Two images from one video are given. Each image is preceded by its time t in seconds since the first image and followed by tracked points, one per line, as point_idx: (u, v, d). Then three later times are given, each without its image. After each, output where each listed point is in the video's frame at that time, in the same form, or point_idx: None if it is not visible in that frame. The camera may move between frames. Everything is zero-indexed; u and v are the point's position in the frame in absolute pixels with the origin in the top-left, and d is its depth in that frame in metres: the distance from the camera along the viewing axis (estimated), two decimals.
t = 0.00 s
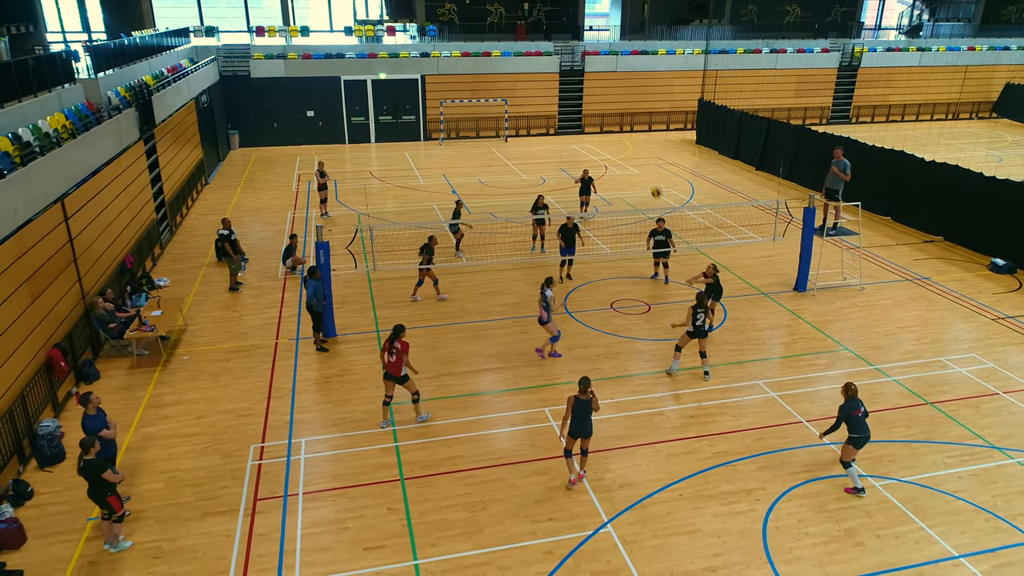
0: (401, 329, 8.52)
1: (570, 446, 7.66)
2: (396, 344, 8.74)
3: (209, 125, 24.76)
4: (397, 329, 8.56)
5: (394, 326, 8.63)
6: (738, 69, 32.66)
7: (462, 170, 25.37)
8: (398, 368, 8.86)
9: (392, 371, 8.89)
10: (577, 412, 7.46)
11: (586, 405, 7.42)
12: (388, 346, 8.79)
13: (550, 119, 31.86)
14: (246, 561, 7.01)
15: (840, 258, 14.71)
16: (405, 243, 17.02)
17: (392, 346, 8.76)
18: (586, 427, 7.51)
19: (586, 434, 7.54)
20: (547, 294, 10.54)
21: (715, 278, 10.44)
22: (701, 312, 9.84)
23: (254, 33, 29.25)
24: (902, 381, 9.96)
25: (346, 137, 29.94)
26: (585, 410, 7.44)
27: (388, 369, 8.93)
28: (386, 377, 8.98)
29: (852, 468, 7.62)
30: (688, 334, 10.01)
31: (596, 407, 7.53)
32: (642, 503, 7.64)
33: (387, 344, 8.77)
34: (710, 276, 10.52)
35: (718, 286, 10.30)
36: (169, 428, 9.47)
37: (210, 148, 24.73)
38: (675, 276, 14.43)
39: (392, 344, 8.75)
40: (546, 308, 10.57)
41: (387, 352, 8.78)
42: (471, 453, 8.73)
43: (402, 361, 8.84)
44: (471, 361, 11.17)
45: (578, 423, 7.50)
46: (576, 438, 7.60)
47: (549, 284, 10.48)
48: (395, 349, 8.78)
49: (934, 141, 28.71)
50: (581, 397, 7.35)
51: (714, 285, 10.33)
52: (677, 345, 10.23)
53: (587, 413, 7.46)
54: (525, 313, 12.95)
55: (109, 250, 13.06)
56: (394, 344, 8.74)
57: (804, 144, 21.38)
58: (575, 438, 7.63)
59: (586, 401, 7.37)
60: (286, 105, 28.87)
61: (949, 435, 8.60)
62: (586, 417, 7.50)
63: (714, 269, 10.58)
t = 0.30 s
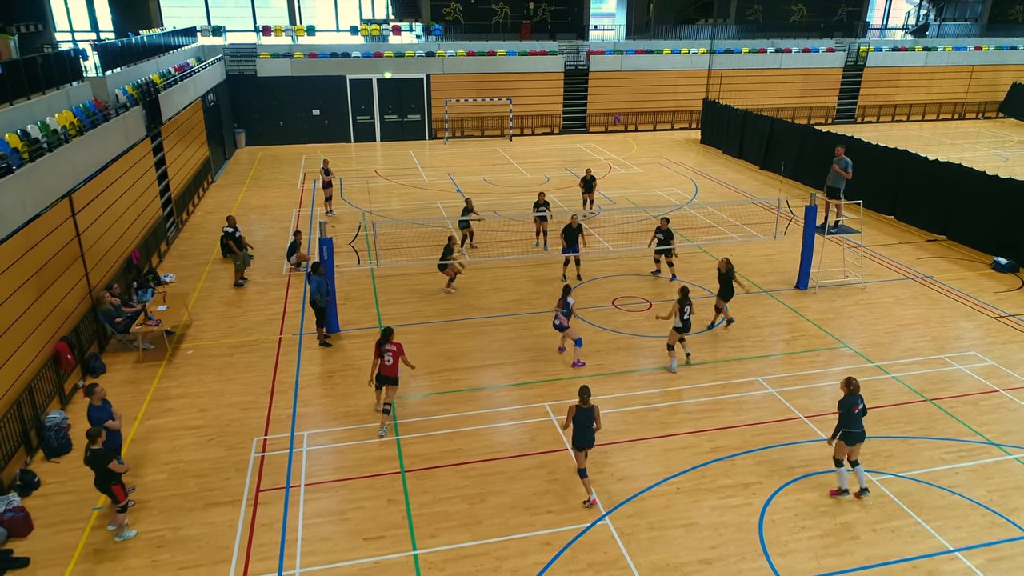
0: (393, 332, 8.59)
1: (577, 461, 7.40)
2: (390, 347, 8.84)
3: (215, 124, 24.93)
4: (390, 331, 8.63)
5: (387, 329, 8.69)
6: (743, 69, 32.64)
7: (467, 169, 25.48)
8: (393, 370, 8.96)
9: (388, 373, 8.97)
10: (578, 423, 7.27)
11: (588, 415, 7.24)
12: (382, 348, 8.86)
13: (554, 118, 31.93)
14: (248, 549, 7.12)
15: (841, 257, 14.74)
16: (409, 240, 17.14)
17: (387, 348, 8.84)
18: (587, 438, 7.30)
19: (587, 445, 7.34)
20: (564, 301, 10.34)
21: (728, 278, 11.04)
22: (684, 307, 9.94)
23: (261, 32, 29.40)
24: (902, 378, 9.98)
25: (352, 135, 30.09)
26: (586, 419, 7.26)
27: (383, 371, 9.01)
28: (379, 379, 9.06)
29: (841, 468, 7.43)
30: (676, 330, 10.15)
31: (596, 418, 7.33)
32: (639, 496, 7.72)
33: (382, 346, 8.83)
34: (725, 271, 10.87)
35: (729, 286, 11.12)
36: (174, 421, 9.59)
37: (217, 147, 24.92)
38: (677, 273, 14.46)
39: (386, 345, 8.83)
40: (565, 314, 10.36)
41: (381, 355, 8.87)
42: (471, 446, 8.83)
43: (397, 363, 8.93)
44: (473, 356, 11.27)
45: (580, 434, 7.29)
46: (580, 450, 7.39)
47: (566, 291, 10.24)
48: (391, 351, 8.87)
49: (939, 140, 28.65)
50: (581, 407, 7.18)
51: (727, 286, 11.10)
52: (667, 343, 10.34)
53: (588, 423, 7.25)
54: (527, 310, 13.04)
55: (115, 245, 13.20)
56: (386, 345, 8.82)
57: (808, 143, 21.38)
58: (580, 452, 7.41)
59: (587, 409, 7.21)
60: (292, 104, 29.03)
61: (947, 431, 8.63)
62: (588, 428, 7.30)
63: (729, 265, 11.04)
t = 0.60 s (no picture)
0: (392, 318, 8.85)
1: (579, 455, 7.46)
2: (388, 333, 9.08)
3: (225, 122, 25.15)
4: (389, 319, 8.89)
5: (385, 316, 8.92)
6: (751, 69, 32.60)
7: (475, 168, 25.60)
8: (393, 354, 9.25)
9: (388, 357, 9.28)
10: (579, 418, 7.27)
11: (589, 410, 7.24)
12: (382, 333, 9.11)
13: (562, 118, 32.00)
14: (252, 539, 7.25)
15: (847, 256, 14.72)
16: (416, 238, 17.26)
17: (387, 333, 9.08)
18: (588, 433, 7.33)
19: (588, 441, 7.38)
20: (558, 284, 10.53)
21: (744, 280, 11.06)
22: (676, 298, 10.19)
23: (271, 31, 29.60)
24: (905, 376, 9.99)
25: (360, 134, 30.28)
26: (587, 415, 7.26)
27: (384, 355, 9.31)
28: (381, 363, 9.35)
29: (818, 482, 7.25)
30: (675, 320, 10.45)
31: (597, 412, 7.35)
32: (639, 490, 7.78)
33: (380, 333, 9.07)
34: (740, 271, 10.91)
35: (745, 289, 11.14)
36: (182, 413, 9.73)
37: (227, 145, 25.15)
38: (682, 272, 14.50)
39: (386, 331, 9.08)
40: (564, 298, 10.62)
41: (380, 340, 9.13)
42: (474, 440, 8.92)
43: (396, 348, 9.22)
44: (478, 352, 11.35)
45: (581, 429, 7.31)
46: (580, 444, 7.42)
47: (561, 276, 10.43)
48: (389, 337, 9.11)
49: (949, 140, 28.51)
50: (582, 403, 7.17)
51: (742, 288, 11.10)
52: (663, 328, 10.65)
53: (589, 418, 7.27)
54: (531, 307, 13.12)
55: (126, 241, 13.39)
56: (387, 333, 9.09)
57: (816, 143, 21.35)
58: (580, 447, 7.44)
59: (588, 405, 7.20)
60: (302, 103, 29.24)
61: (948, 429, 8.64)
62: (589, 423, 7.33)
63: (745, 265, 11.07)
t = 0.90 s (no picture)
0: (421, 302, 9.55)
1: (576, 443, 7.59)
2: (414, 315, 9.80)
3: (237, 121, 25.41)
4: (419, 303, 9.56)
5: (415, 300, 9.61)
6: (761, 69, 32.51)
7: (483, 166, 25.72)
8: (415, 334, 9.98)
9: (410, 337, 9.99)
10: (576, 407, 7.42)
11: (586, 398, 7.40)
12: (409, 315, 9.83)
13: (571, 117, 32.05)
14: (258, 527, 7.38)
15: (853, 256, 14.70)
16: (423, 235, 17.40)
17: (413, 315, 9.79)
18: (585, 423, 7.45)
19: (585, 430, 7.49)
20: (549, 272, 11.57)
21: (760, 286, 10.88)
22: (680, 287, 10.49)
23: (282, 30, 29.84)
24: (908, 375, 10.00)
25: (370, 133, 30.48)
26: (584, 404, 7.42)
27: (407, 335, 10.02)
28: (405, 343, 10.09)
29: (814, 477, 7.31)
30: (678, 311, 10.73)
31: (594, 402, 7.51)
32: (640, 484, 7.85)
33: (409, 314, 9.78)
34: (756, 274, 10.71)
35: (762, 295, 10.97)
36: (190, 405, 9.90)
37: (238, 143, 25.40)
38: (687, 270, 14.53)
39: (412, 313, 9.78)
40: (553, 286, 11.66)
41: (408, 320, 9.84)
42: (477, 434, 9.02)
43: (419, 329, 9.93)
44: (482, 348, 11.43)
45: (579, 419, 7.44)
46: (577, 433, 7.54)
47: (552, 265, 11.47)
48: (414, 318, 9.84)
49: (960, 141, 28.33)
50: (578, 391, 7.33)
51: (758, 294, 10.92)
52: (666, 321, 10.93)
53: (586, 408, 7.42)
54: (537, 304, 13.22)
55: (137, 236, 13.59)
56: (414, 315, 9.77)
57: (824, 142, 21.30)
58: (576, 437, 7.56)
59: (584, 394, 7.37)
60: (312, 102, 29.46)
61: (950, 427, 8.65)
62: (586, 412, 7.47)
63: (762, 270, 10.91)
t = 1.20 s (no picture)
0: (451, 290, 10.34)
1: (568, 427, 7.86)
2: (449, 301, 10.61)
3: (248, 120, 25.65)
4: (449, 289, 10.38)
5: (448, 287, 10.43)
6: (770, 69, 32.43)
7: (491, 165, 25.84)
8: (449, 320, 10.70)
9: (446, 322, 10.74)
10: (571, 393, 7.65)
11: (581, 385, 7.62)
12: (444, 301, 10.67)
13: (580, 117, 32.11)
14: (264, 517, 7.52)
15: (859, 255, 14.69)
16: (431, 232, 17.54)
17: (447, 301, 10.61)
18: (578, 409, 7.67)
19: (579, 416, 7.72)
20: (534, 267, 11.57)
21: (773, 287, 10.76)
22: (680, 288, 10.65)
23: (293, 30, 30.05)
24: (911, 373, 10.02)
25: (380, 132, 30.69)
26: (579, 390, 7.64)
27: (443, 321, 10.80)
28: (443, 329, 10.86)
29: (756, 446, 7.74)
30: (678, 310, 10.90)
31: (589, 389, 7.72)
32: (640, 478, 7.93)
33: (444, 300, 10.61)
34: (767, 274, 10.67)
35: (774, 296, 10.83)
36: (199, 397, 10.07)
37: (249, 142, 25.64)
38: (692, 269, 14.56)
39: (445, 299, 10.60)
40: (538, 280, 11.66)
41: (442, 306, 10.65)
42: (480, 428, 9.12)
43: (452, 314, 10.65)
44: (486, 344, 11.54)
45: (573, 404, 7.66)
46: (570, 419, 7.77)
47: (536, 260, 11.47)
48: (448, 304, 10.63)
49: (971, 141, 28.17)
50: (574, 378, 7.57)
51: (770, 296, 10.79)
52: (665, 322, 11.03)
53: (580, 394, 7.64)
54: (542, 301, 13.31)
55: (149, 232, 13.79)
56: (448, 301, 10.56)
57: (832, 142, 21.27)
58: (570, 422, 7.80)
59: (580, 380, 7.60)
60: (322, 101, 29.68)
61: (952, 425, 8.67)
62: (580, 399, 7.69)
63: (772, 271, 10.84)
